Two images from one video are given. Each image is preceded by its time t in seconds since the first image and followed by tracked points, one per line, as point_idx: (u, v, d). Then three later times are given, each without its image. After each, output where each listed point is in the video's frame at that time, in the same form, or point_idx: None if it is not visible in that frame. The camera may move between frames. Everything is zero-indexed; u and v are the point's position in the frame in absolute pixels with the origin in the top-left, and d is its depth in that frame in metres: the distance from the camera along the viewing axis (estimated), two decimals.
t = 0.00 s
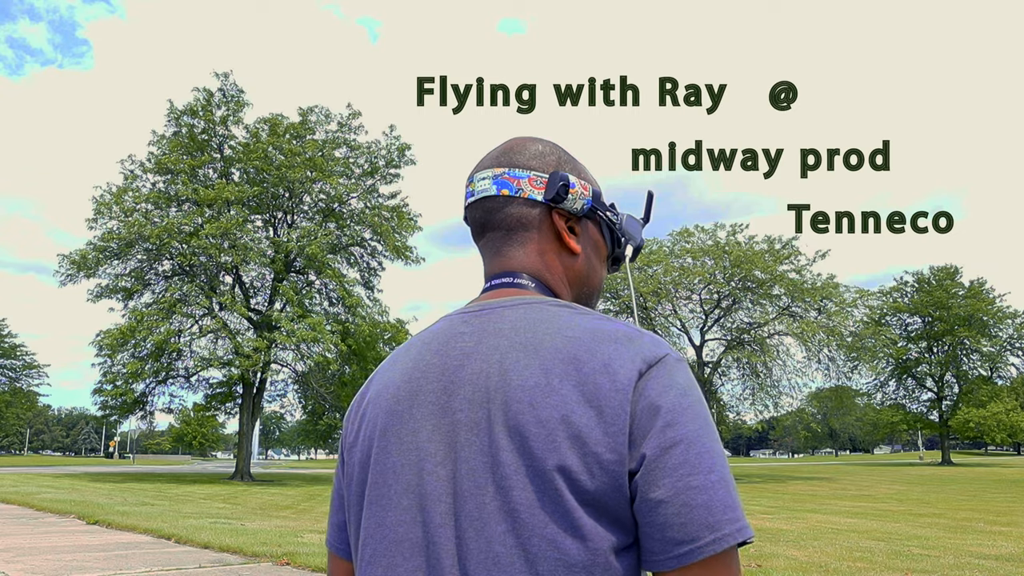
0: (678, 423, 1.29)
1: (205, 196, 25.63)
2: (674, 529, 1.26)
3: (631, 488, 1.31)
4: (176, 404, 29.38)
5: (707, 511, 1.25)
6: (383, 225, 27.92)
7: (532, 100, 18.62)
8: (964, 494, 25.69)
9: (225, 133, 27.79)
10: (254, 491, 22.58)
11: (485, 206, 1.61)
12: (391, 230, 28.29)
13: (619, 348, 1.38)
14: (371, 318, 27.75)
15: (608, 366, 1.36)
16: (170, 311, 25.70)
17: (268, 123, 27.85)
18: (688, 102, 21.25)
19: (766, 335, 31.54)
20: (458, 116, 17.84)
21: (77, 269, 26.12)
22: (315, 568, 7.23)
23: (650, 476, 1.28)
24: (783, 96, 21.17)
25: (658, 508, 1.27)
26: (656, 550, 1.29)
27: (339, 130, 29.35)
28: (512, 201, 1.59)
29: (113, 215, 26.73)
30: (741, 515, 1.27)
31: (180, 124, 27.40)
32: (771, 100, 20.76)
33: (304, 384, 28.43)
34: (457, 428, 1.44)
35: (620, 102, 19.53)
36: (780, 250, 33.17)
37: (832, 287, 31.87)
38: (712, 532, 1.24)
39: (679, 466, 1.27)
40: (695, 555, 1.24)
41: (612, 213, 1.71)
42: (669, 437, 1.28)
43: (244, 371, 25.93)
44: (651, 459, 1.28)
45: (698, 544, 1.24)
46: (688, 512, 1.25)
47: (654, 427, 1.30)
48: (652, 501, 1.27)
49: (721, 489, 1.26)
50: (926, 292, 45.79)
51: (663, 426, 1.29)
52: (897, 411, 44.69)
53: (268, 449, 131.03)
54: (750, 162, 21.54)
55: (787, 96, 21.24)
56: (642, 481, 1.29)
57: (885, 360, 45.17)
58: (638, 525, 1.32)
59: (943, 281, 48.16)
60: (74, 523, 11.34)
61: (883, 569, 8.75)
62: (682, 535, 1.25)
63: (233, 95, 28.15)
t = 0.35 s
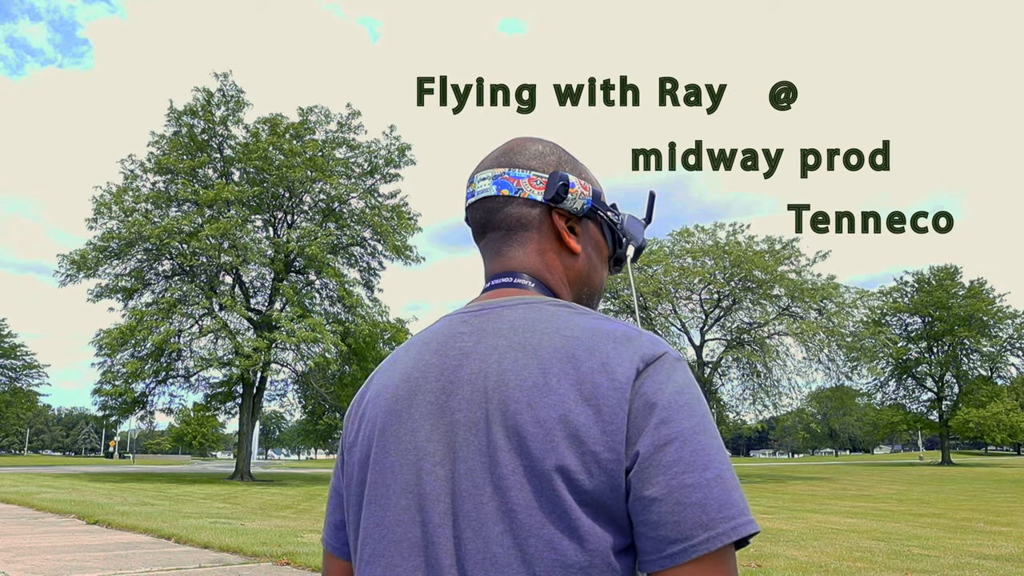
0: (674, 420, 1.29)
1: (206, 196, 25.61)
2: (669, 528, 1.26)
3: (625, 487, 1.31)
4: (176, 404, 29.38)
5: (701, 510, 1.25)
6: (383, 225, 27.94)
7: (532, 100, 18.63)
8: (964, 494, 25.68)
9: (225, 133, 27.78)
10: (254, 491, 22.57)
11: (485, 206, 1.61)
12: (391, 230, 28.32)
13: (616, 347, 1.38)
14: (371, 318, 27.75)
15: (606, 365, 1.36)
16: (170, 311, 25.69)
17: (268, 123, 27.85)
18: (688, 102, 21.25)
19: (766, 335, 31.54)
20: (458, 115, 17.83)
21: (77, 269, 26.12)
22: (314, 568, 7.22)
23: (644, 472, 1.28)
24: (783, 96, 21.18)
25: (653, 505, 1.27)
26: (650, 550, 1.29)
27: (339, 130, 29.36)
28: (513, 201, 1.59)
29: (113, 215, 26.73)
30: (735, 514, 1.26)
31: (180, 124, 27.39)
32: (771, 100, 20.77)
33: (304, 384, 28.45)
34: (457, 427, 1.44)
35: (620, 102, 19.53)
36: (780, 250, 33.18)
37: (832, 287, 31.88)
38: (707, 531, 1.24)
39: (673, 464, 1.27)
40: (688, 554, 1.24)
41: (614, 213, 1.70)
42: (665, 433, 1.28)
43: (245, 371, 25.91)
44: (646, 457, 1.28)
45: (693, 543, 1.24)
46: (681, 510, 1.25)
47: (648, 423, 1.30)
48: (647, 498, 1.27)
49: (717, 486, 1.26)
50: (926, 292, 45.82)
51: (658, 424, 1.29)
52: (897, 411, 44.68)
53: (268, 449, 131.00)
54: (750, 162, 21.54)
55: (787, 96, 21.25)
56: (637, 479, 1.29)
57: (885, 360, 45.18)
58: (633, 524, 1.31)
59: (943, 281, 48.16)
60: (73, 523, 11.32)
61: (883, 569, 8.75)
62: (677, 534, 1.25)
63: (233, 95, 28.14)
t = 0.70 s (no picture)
0: (677, 417, 1.29)
1: (206, 196, 25.57)
2: (667, 525, 1.26)
3: (626, 483, 1.31)
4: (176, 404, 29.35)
5: (702, 507, 1.24)
6: (383, 225, 27.95)
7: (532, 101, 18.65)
8: (965, 494, 25.67)
9: (225, 133, 27.76)
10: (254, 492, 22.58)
11: (490, 204, 1.62)
12: (391, 230, 28.33)
13: (619, 345, 1.38)
14: (371, 318, 27.76)
15: (609, 361, 1.36)
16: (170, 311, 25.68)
17: (268, 123, 27.83)
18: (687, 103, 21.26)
19: (766, 335, 31.55)
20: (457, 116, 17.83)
21: (77, 269, 26.13)
22: (314, 568, 7.22)
23: (645, 469, 1.28)
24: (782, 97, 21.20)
25: (652, 503, 1.27)
26: (648, 547, 1.28)
27: (339, 130, 29.37)
28: (517, 199, 1.59)
29: (113, 215, 26.73)
30: (735, 512, 1.26)
31: (180, 124, 27.39)
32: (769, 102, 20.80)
33: (304, 384, 28.45)
34: (460, 423, 1.44)
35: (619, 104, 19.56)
36: (780, 250, 33.19)
37: (832, 287, 31.87)
38: (706, 528, 1.24)
39: (672, 460, 1.27)
40: (686, 553, 1.24)
41: (619, 212, 1.71)
42: (666, 430, 1.28)
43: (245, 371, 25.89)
44: (645, 454, 1.28)
45: (692, 540, 1.24)
46: (680, 508, 1.25)
47: (651, 419, 1.30)
48: (646, 496, 1.27)
49: (718, 484, 1.26)
50: (926, 292, 45.82)
51: (659, 421, 1.29)
52: (897, 411, 44.67)
53: (269, 450, 130.85)
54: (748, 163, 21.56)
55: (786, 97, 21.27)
56: (637, 475, 1.29)
57: (885, 360, 45.17)
58: (634, 521, 1.31)
59: (944, 281, 48.15)
60: (73, 523, 11.33)
61: (883, 568, 8.76)
62: (675, 530, 1.25)
63: (233, 95, 28.13)
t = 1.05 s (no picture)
0: (664, 421, 1.26)
1: (206, 196, 25.54)
2: (646, 530, 1.23)
3: (612, 486, 1.29)
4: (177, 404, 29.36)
5: (681, 513, 1.22)
6: (383, 225, 27.95)
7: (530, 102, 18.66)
8: (965, 494, 25.66)
9: (225, 133, 27.78)
10: (253, 492, 22.56)
11: (503, 205, 1.63)
12: (391, 230, 28.33)
13: (614, 347, 1.35)
14: (371, 317, 27.74)
15: (601, 364, 1.33)
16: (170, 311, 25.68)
17: (268, 123, 27.82)
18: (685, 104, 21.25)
19: (765, 335, 31.55)
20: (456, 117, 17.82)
21: (77, 269, 26.13)
22: (315, 568, 7.22)
23: (629, 474, 1.26)
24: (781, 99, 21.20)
25: (634, 508, 1.25)
26: (631, 552, 1.26)
27: (339, 129, 29.36)
28: (531, 200, 1.60)
29: (113, 216, 26.73)
30: (718, 522, 1.22)
31: (180, 124, 27.39)
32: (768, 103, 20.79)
33: (304, 384, 28.45)
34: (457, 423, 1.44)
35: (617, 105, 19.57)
36: (780, 250, 33.19)
37: (832, 287, 31.86)
38: (685, 536, 1.21)
39: (657, 466, 1.24)
40: (665, 558, 1.22)
41: (632, 214, 1.72)
42: (653, 436, 1.26)
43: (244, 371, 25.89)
44: (630, 458, 1.26)
45: (671, 548, 1.21)
46: (662, 514, 1.22)
47: (638, 423, 1.27)
48: (630, 501, 1.25)
49: (699, 492, 1.23)
50: (926, 292, 45.81)
51: (647, 424, 1.26)
52: (897, 411, 44.68)
53: (269, 450, 130.80)
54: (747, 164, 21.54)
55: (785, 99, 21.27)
56: (624, 480, 1.26)
57: (885, 360, 45.15)
58: (620, 526, 1.28)
59: (944, 281, 48.14)
60: (73, 523, 11.33)
61: (883, 568, 8.77)
62: (654, 536, 1.23)
63: (233, 95, 28.14)
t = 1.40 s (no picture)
0: (646, 415, 1.26)
1: (206, 196, 25.51)
2: (628, 521, 1.23)
3: (598, 478, 1.28)
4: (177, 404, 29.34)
5: (661, 505, 1.21)
6: (383, 225, 27.95)
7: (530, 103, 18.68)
8: (964, 494, 25.66)
9: (225, 134, 27.78)
10: (253, 492, 22.57)
11: (493, 209, 1.62)
12: (391, 230, 28.33)
13: (598, 344, 1.35)
14: (371, 318, 27.76)
15: (588, 359, 1.33)
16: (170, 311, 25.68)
17: (268, 123, 27.81)
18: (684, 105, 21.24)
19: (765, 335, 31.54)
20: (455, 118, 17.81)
21: (77, 269, 26.13)
22: (315, 568, 7.22)
23: (612, 466, 1.25)
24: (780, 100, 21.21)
25: (618, 498, 1.24)
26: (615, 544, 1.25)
27: (339, 130, 29.35)
28: (519, 204, 1.60)
29: (113, 216, 26.71)
30: (699, 510, 1.22)
31: (180, 124, 27.39)
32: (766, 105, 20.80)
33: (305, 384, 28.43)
34: (449, 421, 1.44)
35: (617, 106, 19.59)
36: (780, 251, 33.18)
37: (832, 287, 31.84)
38: (666, 527, 1.21)
39: (638, 457, 1.24)
40: (647, 548, 1.21)
41: (621, 218, 1.71)
42: (635, 429, 1.25)
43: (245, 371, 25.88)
44: (612, 451, 1.25)
45: (653, 537, 1.21)
46: (640, 503, 1.22)
47: (621, 416, 1.27)
48: (613, 493, 1.24)
49: (677, 484, 1.22)
50: (926, 292, 45.78)
51: (629, 418, 1.26)
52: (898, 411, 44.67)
53: (269, 449, 130.69)
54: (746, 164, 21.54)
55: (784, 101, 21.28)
56: (607, 472, 1.26)
57: (886, 361, 45.13)
58: (604, 517, 1.28)
59: (944, 281, 48.11)
60: (73, 523, 11.33)
61: (883, 568, 8.78)
62: (635, 527, 1.22)
63: (233, 95, 28.13)
